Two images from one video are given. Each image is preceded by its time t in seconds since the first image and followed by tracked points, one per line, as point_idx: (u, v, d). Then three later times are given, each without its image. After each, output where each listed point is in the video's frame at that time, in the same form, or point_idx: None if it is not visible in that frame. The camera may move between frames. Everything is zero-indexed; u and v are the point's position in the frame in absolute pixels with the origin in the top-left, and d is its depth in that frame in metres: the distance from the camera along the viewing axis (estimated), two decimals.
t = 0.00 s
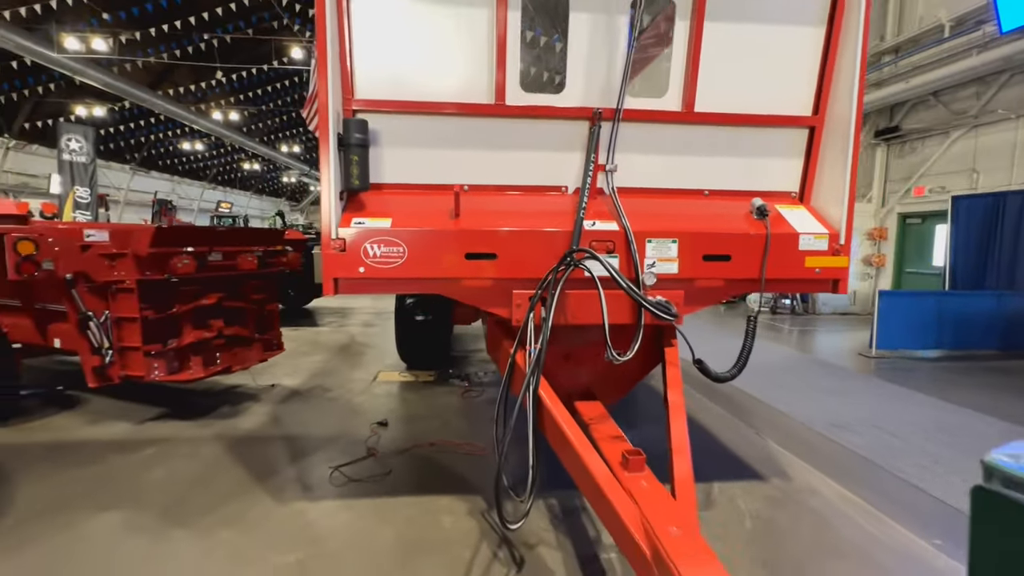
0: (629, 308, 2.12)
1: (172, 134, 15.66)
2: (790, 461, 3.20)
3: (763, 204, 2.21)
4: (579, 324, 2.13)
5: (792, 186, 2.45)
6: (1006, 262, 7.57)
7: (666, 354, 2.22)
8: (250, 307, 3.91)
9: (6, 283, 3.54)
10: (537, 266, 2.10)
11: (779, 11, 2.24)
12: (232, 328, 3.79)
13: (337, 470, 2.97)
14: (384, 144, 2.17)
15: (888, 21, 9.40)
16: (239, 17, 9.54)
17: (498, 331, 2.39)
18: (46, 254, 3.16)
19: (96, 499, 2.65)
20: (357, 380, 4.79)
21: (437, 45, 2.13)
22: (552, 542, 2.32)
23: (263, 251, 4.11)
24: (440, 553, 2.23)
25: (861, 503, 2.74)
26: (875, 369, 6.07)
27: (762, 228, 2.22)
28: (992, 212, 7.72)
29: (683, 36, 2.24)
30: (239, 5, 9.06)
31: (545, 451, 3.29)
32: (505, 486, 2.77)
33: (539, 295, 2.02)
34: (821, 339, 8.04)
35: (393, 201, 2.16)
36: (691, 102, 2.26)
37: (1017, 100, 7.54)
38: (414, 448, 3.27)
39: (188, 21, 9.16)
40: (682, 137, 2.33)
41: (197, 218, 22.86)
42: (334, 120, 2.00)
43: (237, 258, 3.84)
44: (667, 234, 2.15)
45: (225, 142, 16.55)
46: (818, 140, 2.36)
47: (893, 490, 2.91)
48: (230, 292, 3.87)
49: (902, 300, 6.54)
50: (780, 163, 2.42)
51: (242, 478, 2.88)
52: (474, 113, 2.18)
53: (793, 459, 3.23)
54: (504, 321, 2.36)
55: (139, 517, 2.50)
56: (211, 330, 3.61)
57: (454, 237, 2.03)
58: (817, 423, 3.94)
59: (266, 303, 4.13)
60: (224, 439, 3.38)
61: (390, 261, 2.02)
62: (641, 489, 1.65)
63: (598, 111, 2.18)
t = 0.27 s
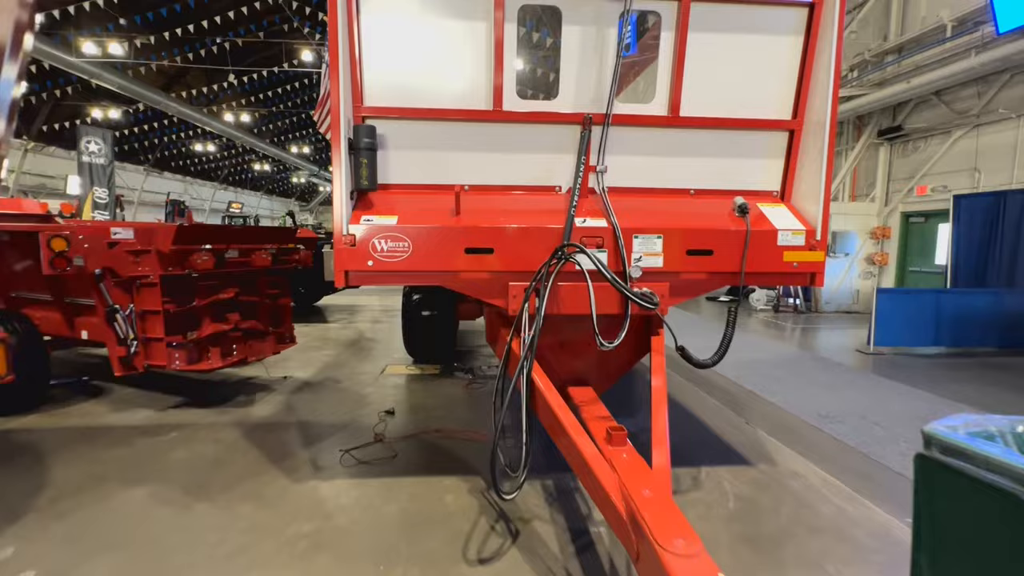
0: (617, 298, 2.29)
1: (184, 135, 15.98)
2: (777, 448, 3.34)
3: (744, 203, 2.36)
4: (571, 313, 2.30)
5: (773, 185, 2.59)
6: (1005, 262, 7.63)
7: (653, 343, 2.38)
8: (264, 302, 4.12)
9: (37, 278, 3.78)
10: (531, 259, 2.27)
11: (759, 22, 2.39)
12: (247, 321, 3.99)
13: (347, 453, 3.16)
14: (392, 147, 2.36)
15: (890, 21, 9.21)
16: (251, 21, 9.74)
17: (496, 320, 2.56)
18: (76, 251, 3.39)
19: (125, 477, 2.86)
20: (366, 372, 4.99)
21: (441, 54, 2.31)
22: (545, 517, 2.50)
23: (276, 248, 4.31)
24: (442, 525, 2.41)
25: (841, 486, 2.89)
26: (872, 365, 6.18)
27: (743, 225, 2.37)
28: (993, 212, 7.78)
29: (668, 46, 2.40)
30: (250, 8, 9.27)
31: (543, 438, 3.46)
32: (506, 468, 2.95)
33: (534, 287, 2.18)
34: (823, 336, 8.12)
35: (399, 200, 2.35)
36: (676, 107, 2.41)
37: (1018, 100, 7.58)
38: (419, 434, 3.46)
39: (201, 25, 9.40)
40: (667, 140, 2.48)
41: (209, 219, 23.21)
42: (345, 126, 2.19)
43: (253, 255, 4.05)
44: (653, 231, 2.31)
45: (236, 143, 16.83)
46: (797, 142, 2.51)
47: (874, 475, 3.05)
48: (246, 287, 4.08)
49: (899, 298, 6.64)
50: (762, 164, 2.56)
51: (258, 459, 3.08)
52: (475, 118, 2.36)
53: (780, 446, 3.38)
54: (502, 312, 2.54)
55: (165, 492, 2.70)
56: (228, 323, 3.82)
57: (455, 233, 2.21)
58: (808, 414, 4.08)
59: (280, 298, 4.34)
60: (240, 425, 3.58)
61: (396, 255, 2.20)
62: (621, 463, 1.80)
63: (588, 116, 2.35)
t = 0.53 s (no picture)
0: (609, 294, 2.45)
1: (198, 137, 16.32)
2: (769, 441, 3.48)
3: (730, 205, 2.50)
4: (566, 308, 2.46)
5: (760, 188, 2.72)
6: (1009, 262, 7.65)
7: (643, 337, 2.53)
8: (279, 299, 4.32)
9: (68, 276, 4.01)
10: (529, 257, 2.43)
11: (744, 34, 2.52)
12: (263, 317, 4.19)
13: (357, 441, 3.35)
14: (400, 153, 2.54)
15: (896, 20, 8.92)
16: (263, 25, 9.97)
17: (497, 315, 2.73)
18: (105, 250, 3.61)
19: (151, 461, 3.07)
20: (375, 368, 5.18)
21: (443, 66, 2.47)
22: (542, 500, 2.67)
23: (289, 248, 4.50)
24: (445, 506, 2.58)
25: (827, 476, 3.02)
26: (872, 363, 6.26)
27: (728, 226, 2.52)
28: (999, 210, 7.83)
29: (658, 57, 2.53)
30: (263, 12, 9.50)
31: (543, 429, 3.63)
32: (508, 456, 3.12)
33: (531, 283, 2.33)
34: (828, 335, 8.17)
35: (407, 202, 2.52)
36: (666, 114, 2.55)
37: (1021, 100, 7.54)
38: (426, 424, 3.64)
39: (215, 29, 9.66)
40: (657, 146, 2.63)
41: (222, 219, 23.62)
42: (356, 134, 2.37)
43: (268, 254, 4.24)
44: (643, 231, 2.46)
45: (248, 145, 17.13)
46: (782, 147, 2.63)
47: (861, 465, 3.17)
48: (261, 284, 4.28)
49: (900, 297, 6.71)
50: (749, 167, 2.70)
51: (274, 447, 3.28)
52: (476, 126, 2.52)
53: (771, 439, 3.51)
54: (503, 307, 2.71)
55: (188, 475, 2.91)
56: (244, 319, 4.01)
57: (458, 234, 2.37)
58: (802, 409, 4.20)
59: (293, 296, 4.54)
60: (257, 416, 3.79)
61: (403, 254, 2.37)
62: (608, 444, 1.95)
63: (582, 123, 2.50)
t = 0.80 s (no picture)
0: (604, 293, 2.61)
1: (213, 140, 16.67)
2: (763, 437, 3.62)
3: (719, 209, 2.65)
4: (564, 306, 2.63)
5: (750, 193, 2.86)
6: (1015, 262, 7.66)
7: (637, 333, 2.69)
8: (294, 298, 4.53)
9: (96, 276, 4.23)
10: (529, 258, 2.60)
11: (733, 48, 2.66)
12: (279, 316, 4.40)
13: (368, 432, 3.54)
14: (409, 160, 2.72)
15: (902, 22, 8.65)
16: (276, 30, 10.24)
17: (500, 313, 2.91)
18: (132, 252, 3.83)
19: (177, 449, 3.27)
20: (386, 365, 5.37)
21: (449, 80, 2.64)
22: (542, 487, 2.84)
23: (304, 249, 4.71)
24: (451, 492, 2.76)
25: (817, 468, 3.15)
26: (873, 363, 6.34)
27: (718, 228, 2.67)
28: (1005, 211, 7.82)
29: (651, 70, 2.68)
30: (276, 18, 9.76)
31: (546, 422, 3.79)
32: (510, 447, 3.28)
33: (531, 283, 2.50)
34: (834, 336, 8.22)
35: (415, 207, 2.70)
36: (659, 123, 2.70)
37: None
38: (433, 417, 3.82)
39: (230, 35, 9.93)
40: (651, 152, 2.78)
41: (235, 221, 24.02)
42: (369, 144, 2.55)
43: (284, 255, 4.45)
44: (636, 234, 2.62)
45: (260, 147, 17.45)
46: (770, 154, 2.77)
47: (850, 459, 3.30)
48: (277, 284, 4.49)
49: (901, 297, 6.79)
50: (739, 173, 2.83)
51: (291, 437, 3.47)
52: (480, 136, 2.69)
53: (766, 435, 3.65)
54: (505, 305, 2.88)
55: (212, 462, 3.11)
56: (261, 317, 4.22)
57: (462, 236, 2.55)
58: (799, 405, 4.32)
59: (308, 295, 4.75)
60: (274, 409, 3.99)
61: (412, 255, 2.55)
62: (600, 430, 2.12)
63: (579, 133, 2.67)
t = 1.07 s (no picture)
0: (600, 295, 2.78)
1: (224, 146, 17.01)
2: (756, 434, 3.76)
3: (709, 215, 2.81)
4: (562, 307, 2.80)
5: (739, 200, 3.01)
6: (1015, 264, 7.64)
7: (631, 332, 2.85)
8: (306, 300, 4.73)
9: (120, 279, 4.46)
10: (530, 262, 2.77)
11: (722, 64, 2.83)
12: (292, 317, 4.60)
13: (378, 428, 3.72)
14: (418, 170, 2.91)
15: (903, 28, 8.42)
16: (287, 39, 10.47)
17: (503, 313, 3.08)
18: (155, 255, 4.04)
19: (198, 442, 3.47)
20: (394, 366, 5.56)
21: (454, 95, 2.83)
22: (541, 478, 3.01)
23: (315, 254, 4.91)
24: (456, 482, 2.93)
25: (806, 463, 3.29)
26: (871, 366, 6.45)
27: (707, 233, 2.83)
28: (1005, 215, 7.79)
29: (645, 85, 2.85)
30: (287, 28, 9.99)
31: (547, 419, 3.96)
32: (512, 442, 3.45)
33: (531, 285, 2.68)
34: (836, 339, 8.30)
35: (423, 214, 2.89)
36: (652, 134, 2.87)
37: None
38: (439, 415, 4.00)
39: (243, 44, 10.18)
40: (645, 162, 2.94)
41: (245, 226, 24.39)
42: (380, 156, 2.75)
43: (297, 259, 4.65)
44: (630, 239, 2.78)
45: (270, 154, 17.76)
46: (758, 163, 2.92)
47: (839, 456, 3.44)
48: (291, 287, 4.68)
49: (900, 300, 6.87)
50: (729, 182, 2.99)
51: (304, 432, 3.66)
52: (483, 147, 2.87)
53: (759, 433, 3.79)
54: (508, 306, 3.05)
55: (231, 454, 3.30)
56: (276, 318, 4.42)
57: (467, 241, 2.73)
58: (793, 405, 4.45)
59: (320, 298, 4.95)
60: (287, 406, 4.18)
61: (420, 259, 2.73)
62: (593, 421, 2.29)
63: (577, 144, 2.84)
